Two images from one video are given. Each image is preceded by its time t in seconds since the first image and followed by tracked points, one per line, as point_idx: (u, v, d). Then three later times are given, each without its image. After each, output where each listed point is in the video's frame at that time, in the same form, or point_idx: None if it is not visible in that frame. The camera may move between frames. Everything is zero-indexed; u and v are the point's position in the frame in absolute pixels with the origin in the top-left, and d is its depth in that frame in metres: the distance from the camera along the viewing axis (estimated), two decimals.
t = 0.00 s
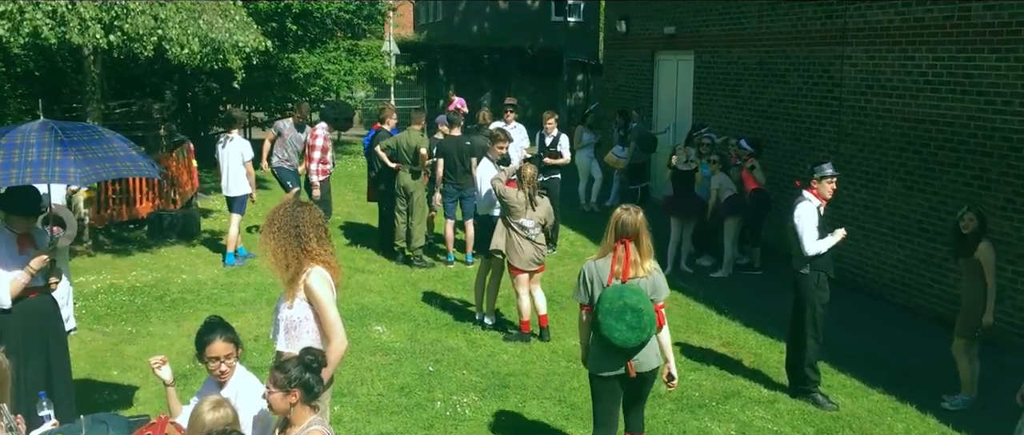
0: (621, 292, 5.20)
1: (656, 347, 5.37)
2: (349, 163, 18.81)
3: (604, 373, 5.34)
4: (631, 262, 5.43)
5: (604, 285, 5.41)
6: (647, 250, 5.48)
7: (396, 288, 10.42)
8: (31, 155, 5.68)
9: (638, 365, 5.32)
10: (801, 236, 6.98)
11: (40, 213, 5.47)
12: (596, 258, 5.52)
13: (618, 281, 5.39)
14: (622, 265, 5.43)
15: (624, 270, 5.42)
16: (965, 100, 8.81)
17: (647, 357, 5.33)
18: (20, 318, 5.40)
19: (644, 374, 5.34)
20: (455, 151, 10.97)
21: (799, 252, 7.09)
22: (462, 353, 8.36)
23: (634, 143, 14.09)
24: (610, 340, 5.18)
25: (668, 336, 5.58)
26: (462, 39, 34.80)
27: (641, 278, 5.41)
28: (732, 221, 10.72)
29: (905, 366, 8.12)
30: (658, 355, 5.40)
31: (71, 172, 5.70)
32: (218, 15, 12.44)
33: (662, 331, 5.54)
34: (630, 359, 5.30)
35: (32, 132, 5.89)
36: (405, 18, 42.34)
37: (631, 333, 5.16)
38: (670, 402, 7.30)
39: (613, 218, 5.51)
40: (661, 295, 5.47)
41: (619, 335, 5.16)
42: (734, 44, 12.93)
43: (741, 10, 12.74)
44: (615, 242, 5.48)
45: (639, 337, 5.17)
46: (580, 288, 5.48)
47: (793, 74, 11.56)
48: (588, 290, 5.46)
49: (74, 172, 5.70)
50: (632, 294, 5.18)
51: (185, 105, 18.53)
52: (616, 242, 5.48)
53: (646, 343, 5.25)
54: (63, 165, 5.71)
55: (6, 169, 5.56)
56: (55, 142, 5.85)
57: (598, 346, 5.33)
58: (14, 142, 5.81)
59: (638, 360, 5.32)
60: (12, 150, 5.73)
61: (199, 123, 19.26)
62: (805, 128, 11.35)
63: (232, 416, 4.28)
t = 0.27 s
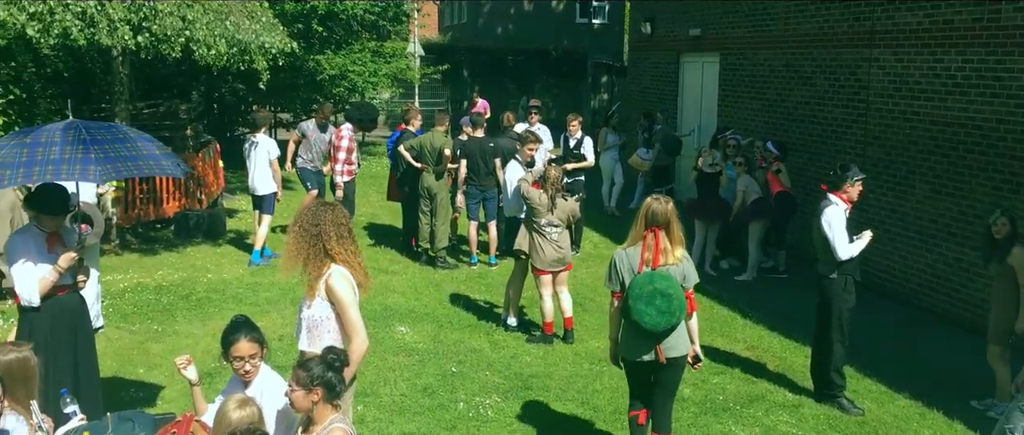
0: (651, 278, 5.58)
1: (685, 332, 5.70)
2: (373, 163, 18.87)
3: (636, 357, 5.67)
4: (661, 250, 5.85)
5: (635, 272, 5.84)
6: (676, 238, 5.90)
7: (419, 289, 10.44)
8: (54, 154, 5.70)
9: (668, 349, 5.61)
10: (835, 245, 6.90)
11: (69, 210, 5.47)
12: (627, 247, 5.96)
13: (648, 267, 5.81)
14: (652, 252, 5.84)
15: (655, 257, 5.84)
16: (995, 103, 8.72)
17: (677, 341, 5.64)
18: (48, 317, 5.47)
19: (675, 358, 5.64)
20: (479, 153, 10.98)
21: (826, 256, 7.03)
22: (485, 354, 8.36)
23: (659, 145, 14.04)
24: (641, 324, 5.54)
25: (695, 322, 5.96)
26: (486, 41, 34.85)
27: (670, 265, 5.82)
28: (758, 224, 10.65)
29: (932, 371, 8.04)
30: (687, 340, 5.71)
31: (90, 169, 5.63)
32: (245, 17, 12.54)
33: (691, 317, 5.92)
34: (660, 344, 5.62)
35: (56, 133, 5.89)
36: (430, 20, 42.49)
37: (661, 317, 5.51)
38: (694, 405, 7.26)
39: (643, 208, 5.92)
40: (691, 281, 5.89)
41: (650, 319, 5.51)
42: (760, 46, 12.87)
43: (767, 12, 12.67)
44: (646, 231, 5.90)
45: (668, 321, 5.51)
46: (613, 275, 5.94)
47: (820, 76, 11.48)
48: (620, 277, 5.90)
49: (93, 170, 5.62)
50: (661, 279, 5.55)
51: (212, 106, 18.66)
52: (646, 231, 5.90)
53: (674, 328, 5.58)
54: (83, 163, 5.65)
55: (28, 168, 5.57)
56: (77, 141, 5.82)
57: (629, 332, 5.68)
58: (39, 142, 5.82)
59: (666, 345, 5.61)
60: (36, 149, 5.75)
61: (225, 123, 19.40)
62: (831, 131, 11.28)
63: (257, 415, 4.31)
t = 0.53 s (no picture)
0: (678, 273, 5.70)
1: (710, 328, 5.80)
2: (395, 165, 18.93)
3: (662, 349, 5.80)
4: (688, 247, 6.01)
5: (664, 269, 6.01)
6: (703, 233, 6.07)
7: (440, 290, 10.45)
8: (72, 153, 5.75)
9: (692, 343, 5.72)
10: (862, 249, 6.82)
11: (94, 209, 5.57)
12: (655, 244, 6.13)
13: (677, 264, 5.99)
14: (679, 249, 6.02)
15: (682, 254, 6.01)
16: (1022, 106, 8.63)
17: (702, 336, 5.75)
18: (72, 317, 5.51)
19: (700, 352, 5.74)
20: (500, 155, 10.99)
21: (849, 259, 6.98)
22: (505, 356, 8.36)
23: (681, 148, 13.98)
24: (667, 318, 5.64)
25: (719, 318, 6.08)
26: (508, 44, 34.89)
27: (697, 260, 6.00)
28: (780, 227, 10.59)
29: (957, 377, 7.96)
30: (711, 336, 5.81)
31: (108, 167, 5.67)
32: (268, 19, 12.65)
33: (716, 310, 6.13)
34: (685, 338, 5.73)
35: (76, 132, 5.95)
36: (453, 22, 42.52)
37: (687, 312, 5.63)
38: (715, 408, 7.23)
39: (669, 206, 6.08)
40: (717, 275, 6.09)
41: (676, 314, 5.63)
42: (783, 49, 12.80)
43: (791, 14, 12.60)
44: (672, 229, 6.07)
45: (694, 316, 5.63)
46: (641, 272, 6.07)
47: (844, 79, 11.41)
48: (648, 274, 6.05)
49: (110, 168, 5.66)
50: (687, 275, 5.67)
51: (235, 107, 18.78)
52: (673, 229, 6.07)
53: (699, 322, 5.70)
54: (101, 162, 5.70)
55: (47, 167, 5.63)
56: (95, 140, 5.87)
57: (655, 325, 5.80)
58: (59, 142, 5.88)
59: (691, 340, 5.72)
60: (55, 149, 5.81)
61: (248, 125, 19.52)
62: (855, 134, 11.20)
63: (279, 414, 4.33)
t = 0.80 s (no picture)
0: (702, 274, 5.86)
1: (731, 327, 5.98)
2: (414, 166, 18.95)
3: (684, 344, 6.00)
4: (709, 248, 6.12)
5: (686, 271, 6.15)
6: (724, 235, 6.14)
7: (458, 292, 10.46)
8: (89, 153, 5.77)
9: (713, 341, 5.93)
10: (889, 251, 6.73)
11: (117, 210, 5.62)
12: (678, 247, 6.26)
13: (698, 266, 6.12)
14: (701, 251, 6.14)
15: (704, 255, 6.12)
16: None
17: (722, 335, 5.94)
18: (94, 316, 5.56)
19: (720, 349, 5.94)
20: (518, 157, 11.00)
21: (870, 263, 6.92)
22: (523, 358, 8.35)
23: (701, 151, 13.92)
24: (690, 317, 5.82)
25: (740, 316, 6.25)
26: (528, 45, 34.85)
27: (719, 262, 6.10)
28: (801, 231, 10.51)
29: (979, 382, 7.87)
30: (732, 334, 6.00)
31: (122, 166, 5.64)
32: (289, 20, 12.72)
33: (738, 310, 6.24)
34: (706, 335, 5.93)
35: (93, 135, 5.97)
36: (473, 24, 42.55)
37: (710, 312, 5.80)
38: (733, 412, 7.19)
39: (692, 208, 6.19)
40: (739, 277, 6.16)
41: (699, 314, 5.80)
42: (805, 51, 12.72)
43: (812, 17, 12.53)
44: (695, 231, 6.19)
45: (716, 316, 5.81)
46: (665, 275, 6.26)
47: (866, 82, 11.33)
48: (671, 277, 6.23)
49: (125, 166, 5.62)
50: (711, 275, 5.83)
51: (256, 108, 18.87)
52: (695, 231, 6.18)
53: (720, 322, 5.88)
54: (116, 161, 5.68)
55: (63, 166, 5.62)
56: (112, 141, 5.88)
57: (679, 322, 5.99)
58: (76, 143, 5.91)
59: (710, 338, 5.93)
60: (72, 149, 5.83)
61: (269, 125, 19.59)
62: (877, 137, 11.11)
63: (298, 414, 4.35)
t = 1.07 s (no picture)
0: (721, 272, 5.92)
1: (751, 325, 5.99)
2: (432, 168, 18.99)
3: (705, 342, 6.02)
4: (729, 243, 6.18)
5: (707, 266, 6.17)
6: (743, 230, 6.21)
7: (475, 294, 10.46)
8: (107, 154, 5.81)
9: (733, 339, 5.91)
10: (915, 254, 6.67)
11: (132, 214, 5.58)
12: (698, 243, 6.27)
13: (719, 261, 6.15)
14: (721, 245, 6.18)
15: (724, 250, 6.18)
16: None
17: (743, 333, 5.94)
18: (114, 317, 5.60)
19: (741, 347, 5.93)
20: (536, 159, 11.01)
21: (891, 265, 6.86)
22: (539, 360, 8.34)
23: (720, 154, 13.86)
24: (709, 314, 5.86)
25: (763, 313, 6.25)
26: (545, 48, 34.87)
27: (738, 257, 6.17)
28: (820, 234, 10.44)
29: (1001, 388, 7.80)
30: (753, 331, 6.00)
31: (140, 167, 5.69)
32: (308, 23, 12.79)
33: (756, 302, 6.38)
34: (727, 333, 5.93)
35: (113, 136, 6.01)
36: (491, 27, 42.58)
37: (728, 309, 5.82)
38: (751, 416, 7.15)
39: (712, 204, 6.23)
40: (757, 270, 6.28)
41: (718, 311, 5.84)
42: (824, 53, 12.66)
43: (832, 19, 12.46)
44: (714, 226, 6.22)
45: (735, 314, 5.82)
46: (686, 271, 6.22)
47: (886, 84, 11.26)
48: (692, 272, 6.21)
49: (142, 167, 5.68)
50: (730, 273, 5.90)
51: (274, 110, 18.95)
52: (715, 226, 6.21)
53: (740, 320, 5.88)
54: (134, 162, 5.73)
55: (81, 166, 5.67)
56: (131, 142, 5.93)
57: (699, 320, 6.03)
58: (95, 144, 5.96)
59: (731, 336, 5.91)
60: (91, 149, 5.88)
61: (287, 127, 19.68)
62: (897, 140, 11.04)
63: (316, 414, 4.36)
